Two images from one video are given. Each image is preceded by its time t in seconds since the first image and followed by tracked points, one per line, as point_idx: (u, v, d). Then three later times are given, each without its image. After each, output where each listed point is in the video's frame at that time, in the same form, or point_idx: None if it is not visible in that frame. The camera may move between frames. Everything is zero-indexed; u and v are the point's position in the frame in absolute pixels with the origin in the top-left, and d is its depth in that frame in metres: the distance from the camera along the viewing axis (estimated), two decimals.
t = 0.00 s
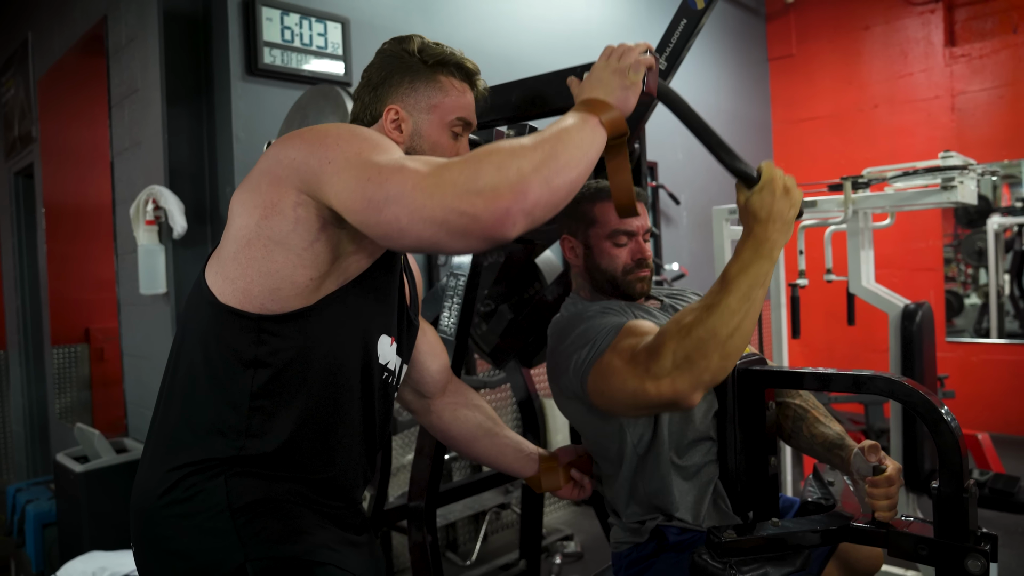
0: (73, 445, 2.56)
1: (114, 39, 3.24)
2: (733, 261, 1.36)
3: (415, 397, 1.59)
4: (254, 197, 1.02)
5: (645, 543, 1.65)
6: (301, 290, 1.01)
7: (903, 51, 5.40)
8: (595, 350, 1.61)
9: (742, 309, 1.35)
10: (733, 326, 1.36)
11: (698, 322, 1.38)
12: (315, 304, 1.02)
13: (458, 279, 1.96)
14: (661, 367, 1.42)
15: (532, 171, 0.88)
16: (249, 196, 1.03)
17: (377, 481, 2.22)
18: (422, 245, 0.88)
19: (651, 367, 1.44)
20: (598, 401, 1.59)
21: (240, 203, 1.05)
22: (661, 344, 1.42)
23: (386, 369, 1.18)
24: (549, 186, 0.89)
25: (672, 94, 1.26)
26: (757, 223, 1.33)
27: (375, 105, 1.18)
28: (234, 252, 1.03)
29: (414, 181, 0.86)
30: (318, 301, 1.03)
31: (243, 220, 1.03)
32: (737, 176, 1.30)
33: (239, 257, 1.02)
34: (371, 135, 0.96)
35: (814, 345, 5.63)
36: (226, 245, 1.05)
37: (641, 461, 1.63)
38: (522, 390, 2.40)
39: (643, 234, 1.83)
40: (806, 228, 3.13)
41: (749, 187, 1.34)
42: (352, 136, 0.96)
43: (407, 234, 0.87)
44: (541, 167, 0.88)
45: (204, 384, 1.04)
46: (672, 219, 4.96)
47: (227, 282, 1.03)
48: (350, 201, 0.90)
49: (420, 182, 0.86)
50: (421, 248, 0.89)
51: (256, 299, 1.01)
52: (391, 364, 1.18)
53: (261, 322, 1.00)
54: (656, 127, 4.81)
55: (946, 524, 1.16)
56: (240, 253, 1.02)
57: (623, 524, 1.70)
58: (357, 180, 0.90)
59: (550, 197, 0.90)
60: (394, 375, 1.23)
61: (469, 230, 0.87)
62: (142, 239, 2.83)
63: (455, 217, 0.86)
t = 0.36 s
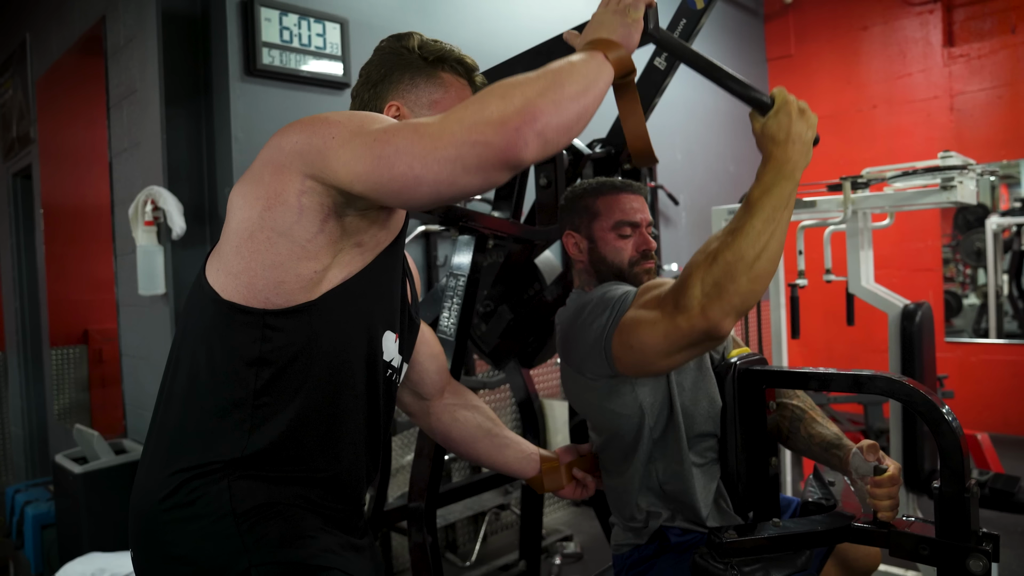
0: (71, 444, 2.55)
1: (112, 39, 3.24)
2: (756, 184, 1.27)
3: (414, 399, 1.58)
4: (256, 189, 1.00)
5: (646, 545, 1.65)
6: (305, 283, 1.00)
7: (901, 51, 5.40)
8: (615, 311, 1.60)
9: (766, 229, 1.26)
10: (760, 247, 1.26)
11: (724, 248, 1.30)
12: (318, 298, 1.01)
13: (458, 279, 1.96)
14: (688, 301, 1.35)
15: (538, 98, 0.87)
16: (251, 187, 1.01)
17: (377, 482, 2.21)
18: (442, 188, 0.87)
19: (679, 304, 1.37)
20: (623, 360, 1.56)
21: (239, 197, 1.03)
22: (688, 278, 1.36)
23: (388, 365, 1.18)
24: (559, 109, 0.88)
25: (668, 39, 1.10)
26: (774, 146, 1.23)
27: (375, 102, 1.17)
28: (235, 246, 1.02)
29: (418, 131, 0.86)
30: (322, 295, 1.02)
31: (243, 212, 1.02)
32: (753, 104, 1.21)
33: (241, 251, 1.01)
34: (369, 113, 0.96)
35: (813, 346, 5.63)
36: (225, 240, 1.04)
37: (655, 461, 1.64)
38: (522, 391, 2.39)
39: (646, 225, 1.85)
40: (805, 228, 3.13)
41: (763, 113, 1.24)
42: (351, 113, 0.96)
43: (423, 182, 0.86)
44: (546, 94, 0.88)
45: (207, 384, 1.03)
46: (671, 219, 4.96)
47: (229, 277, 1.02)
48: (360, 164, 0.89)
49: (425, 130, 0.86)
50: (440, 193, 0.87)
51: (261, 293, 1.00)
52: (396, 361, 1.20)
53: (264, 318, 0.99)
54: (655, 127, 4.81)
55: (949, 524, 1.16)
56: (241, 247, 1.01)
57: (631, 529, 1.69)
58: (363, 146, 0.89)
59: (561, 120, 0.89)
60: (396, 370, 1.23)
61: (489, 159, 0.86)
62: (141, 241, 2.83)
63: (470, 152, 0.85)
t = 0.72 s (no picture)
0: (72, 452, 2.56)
1: (111, 41, 3.24)
2: (764, 122, 1.32)
3: (409, 402, 1.59)
4: (256, 191, 0.99)
5: (644, 547, 1.64)
6: (304, 286, 1.00)
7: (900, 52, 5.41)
8: (628, 278, 1.54)
9: (779, 157, 1.30)
10: (772, 177, 1.30)
11: (735, 184, 1.33)
12: (316, 300, 1.01)
13: (458, 281, 1.96)
14: (701, 240, 1.35)
15: (523, 38, 0.86)
16: (251, 189, 1.00)
17: (377, 484, 2.21)
18: (444, 140, 0.86)
19: (692, 244, 1.37)
20: (642, 325, 1.49)
21: (238, 200, 1.02)
22: (701, 217, 1.36)
23: (385, 366, 1.18)
24: (548, 50, 0.87)
25: None
26: (777, 83, 1.29)
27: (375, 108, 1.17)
28: (235, 250, 1.01)
29: (409, 99, 0.86)
30: (321, 297, 1.02)
31: (242, 216, 1.00)
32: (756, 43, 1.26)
33: (241, 255, 1.00)
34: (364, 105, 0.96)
35: (812, 346, 5.64)
36: (225, 243, 1.03)
37: (668, 452, 1.59)
38: (522, 392, 2.38)
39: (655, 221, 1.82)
40: (805, 229, 3.14)
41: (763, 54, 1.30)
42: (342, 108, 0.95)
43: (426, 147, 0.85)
44: (532, 34, 0.87)
45: (204, 389, 1.03)
46: (670, 220, 4.96)
47: (229, 281, 1.01)
48: (359, 138, 0.88)
49: (414, 97, 0.86)
50: (443, 149, 0.86)
51: (261, 296, 0.99)
52: (391, 362, 1.19)
53: (262, 322, 0.99)
54: (654, 128, 4.82)
55: (949, 524, 1.16)
56: (241, 250, 1.00)
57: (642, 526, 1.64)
58: (360, 125, 0.89)
59: (551, 58, 0.87)
60: (393, 372, 1.23)
61: (487, 101, 0.85)
62: (139, 242, 2.82)
63: (465, 101, 0.85)
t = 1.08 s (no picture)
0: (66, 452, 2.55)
1: (108, 42, 3.23)
2: (760, 77, 1.34)
3: (403, 403, 1.60)
4: (249, 189, 0.98)
5: (641, 545, 1.60)
6: (299, 282, 0.99)
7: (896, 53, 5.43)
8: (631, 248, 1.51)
9: (776, 107, 1.31)
10: (770, 129, 1.30)
11: (732, 138, 1.33)
12: (311, 297, 1.01)
13: (455, 281, 1.95)
14: (702, 195, 1.34)
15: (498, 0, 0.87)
16: (244, 187, 0.99)
17: (374, 485, 2.20)
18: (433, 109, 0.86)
19: (693, 202, 1.36)
20: (648, 293, 1.44)
21: (232, 198, 1.01)
22: (701, 174, 1.36)
23: (381, 361, 1.18)
24: (522, 11, 0.86)
25: None
26: (771, 38, 1.32)
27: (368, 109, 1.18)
28: (230, 248, 1.00)
29: (389, 77, 0.87)
30: (316, 294, 1.01)
31: (236, 214, 0.99)
32: None
33: (235, 254, 0.99)
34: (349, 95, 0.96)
35: (809, 347, 5.65)
36: (219, 242, 1.02)
37: (674, 437, 1.52)
38: (518, 392, 2.38)
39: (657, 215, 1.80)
40: (801, 230, 3.15)
41: (755, 13, 1.34)
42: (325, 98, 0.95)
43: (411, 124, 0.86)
44: None
45: (197, 390, 1.03)
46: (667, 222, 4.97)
47: (223, 281, 1.00)
48: (347, 115, 0.89)
49: (395, 73, 0.87)
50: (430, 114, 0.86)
51: (256, 295, 0.99)
52: (387, 357, 1.18)
53: (257, 322, 0.99)
54: (650, 130, 4.82)
55: (945, 524, 1.16)
56: (236, 250, 0.99)
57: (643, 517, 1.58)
58: (348, 108, 0.89)
59: (527, 18, 0.86)
60: (388, 367, 1.23)
61: (464, 61, 0.85)
62: (135, 244, 2.83)
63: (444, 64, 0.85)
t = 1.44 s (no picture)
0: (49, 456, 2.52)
1: (91, 40, 3.20)
2: (738, 50, 1.37)
3: (383, 403, 1.60)
4: (231, 182, 0.96)
5: (625, 544, 1.58)
6: (285, 274, 0.98)
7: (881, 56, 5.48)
8: (614, 229, 1.50)
9: (755, 76, 1.33)
10: (749, 98, 1.32)
11: (712, 108, 1.34)
12: (298, 289, 1.00)
13: (441, 281, 1.95)
14: (683, 164, 1.35)
15: None
16: (225, 182, 0.97)
17: (359, 486, 2.20)
18: (414, 85, 0.86)
19: (675, 172, 1.36)
20: (634, 271, 1.43)
21: (214, 193, 0.99)
22: (682, 145, 1.36)
23: (364, 354, 1.18)
24: None
25: None
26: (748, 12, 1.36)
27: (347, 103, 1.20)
28: (214, 243, 0.97)
29: (366, 61, 0.88)
30: (302, 286, 1.01)
31: (219, 207, 0.97)
32: None
33: (220, 248, 0.97)
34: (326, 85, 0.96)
35: (794, 347, 5.69)
36: (202, 236, 1.00)
37: (658, 420, 1.50)
38: (505, 392, 2.37)
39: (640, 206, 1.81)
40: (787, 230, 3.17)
41: None
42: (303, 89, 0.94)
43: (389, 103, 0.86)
44: None
45: (177, 389, 1.02)
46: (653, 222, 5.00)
47: (208, 276, 0.98)
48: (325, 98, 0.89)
49: (372, 57, 0.88)
50: (408, 88, 0.86)
51: (242, 288, 0.97)
52: (371, 350, 1.20)
53: (241, 316, 0.97)
54: (638, 130, 4.83)
55: (927, 521, 1.18)
56: (220, 245, 0.97)
57: (630, 507, 1.56)
58: (328, 94, 0.89)
59: None
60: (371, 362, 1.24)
61: (437, 37, 0.85)
62: (119, 243, 2.78)
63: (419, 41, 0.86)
